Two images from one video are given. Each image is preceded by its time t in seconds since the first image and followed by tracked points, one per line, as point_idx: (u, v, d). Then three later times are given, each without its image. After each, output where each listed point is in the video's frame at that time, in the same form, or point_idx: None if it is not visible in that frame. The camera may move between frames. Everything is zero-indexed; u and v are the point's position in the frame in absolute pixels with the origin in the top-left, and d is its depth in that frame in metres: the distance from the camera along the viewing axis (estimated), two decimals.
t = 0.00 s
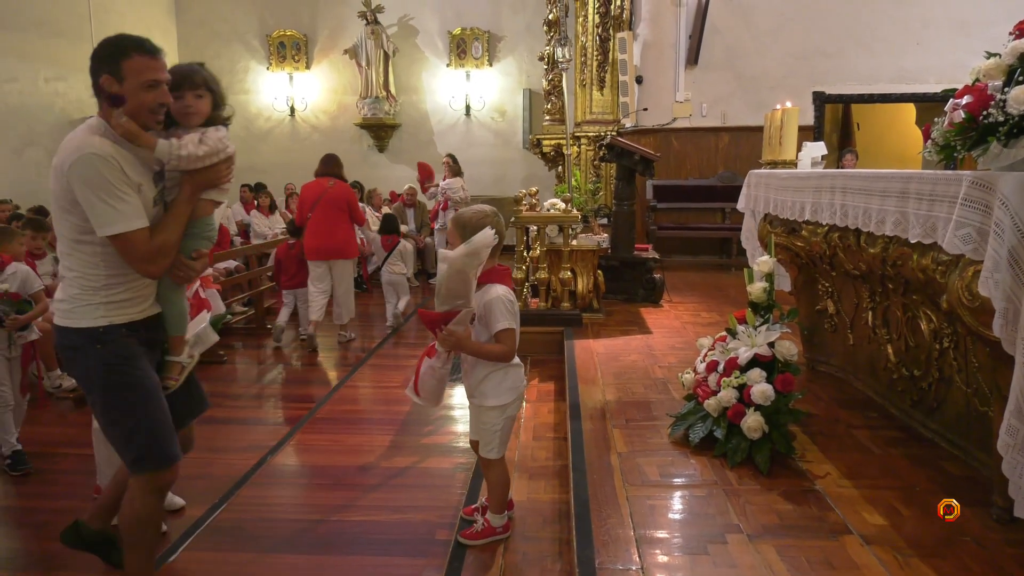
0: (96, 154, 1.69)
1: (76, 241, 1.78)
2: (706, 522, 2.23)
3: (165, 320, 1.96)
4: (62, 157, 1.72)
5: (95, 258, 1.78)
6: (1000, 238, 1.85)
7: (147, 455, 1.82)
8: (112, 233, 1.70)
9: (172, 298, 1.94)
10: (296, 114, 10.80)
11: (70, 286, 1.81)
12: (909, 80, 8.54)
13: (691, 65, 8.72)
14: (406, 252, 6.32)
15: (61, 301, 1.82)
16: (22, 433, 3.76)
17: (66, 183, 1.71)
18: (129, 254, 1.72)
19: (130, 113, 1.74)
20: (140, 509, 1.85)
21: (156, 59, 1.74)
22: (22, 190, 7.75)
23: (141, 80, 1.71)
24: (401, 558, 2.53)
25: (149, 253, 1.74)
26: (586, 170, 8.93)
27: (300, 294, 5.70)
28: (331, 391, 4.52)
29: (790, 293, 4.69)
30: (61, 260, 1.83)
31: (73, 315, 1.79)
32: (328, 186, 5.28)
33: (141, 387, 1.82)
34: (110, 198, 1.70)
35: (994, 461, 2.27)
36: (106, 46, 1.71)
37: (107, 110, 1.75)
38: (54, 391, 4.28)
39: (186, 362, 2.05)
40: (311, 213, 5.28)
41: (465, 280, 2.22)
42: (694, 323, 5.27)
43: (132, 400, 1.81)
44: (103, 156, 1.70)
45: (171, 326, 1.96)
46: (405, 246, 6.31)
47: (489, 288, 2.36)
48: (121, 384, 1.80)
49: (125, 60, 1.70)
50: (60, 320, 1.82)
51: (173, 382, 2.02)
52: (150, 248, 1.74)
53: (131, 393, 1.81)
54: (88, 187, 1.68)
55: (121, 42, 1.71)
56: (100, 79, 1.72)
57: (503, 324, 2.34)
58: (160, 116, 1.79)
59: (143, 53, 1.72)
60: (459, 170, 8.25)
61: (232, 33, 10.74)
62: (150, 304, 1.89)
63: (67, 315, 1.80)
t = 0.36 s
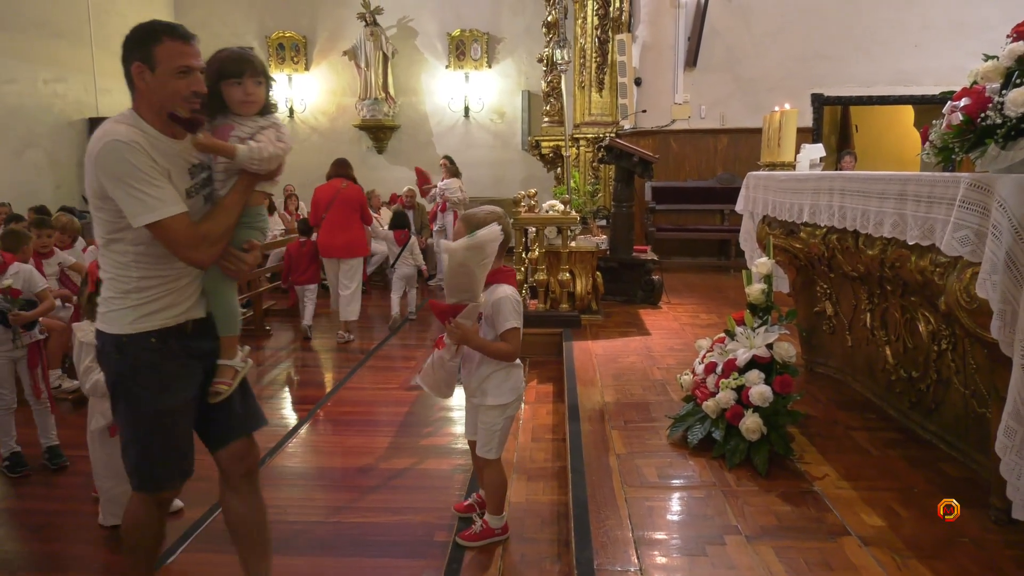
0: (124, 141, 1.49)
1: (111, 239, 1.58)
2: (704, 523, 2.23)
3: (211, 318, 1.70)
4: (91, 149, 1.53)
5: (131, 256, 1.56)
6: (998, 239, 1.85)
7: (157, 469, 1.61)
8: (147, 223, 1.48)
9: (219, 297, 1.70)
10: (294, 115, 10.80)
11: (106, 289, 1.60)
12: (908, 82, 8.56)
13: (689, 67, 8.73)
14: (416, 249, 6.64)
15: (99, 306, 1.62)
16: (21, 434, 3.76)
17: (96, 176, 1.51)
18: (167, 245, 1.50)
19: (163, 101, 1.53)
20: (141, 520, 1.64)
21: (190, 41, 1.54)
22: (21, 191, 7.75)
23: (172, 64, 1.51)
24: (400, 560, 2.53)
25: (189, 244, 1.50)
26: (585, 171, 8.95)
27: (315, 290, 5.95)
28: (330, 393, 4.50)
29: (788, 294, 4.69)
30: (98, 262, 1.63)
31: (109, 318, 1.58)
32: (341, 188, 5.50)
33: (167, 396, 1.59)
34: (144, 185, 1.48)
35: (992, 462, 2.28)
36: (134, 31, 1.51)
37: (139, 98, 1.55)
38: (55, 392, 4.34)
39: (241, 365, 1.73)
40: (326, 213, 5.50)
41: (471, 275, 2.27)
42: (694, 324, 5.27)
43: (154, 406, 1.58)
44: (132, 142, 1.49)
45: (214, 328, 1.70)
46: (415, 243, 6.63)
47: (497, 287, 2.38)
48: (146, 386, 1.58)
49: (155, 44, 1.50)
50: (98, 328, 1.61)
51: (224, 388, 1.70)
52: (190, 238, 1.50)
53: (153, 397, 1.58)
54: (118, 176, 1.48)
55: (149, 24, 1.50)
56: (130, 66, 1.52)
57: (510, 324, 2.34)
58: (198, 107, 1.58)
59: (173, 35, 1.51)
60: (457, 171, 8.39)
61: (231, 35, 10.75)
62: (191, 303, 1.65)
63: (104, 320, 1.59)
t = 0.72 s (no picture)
0: (222, 140, 1.42)
1: (196, 245, 1.51)
2: (700, 526, 2.24)
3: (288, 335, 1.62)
4: (183, 150, 1.47)
5: (216, 263, 1.49)
6: (990, 244, 1.87)
7: (206, 496, 1.52)
8: (241, 225, 1.41)
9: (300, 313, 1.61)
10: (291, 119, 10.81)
11: (188, 298, 1.53)
12: (902, 87, 8.60)
13: (685, 72, 8.77)
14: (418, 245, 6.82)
15: (179, 317, 1.54)
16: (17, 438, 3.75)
17: (188, 176, 1.45)
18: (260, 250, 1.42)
19: (254, 107, 1.47)
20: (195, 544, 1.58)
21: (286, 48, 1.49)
22: (16, 194, 7.73)
23: (265, 67, 1.45)
24: (396, 564, 2.53)
25: (282, 249, 1.42)
26: (581, 175, 8.96)
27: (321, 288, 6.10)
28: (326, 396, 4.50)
29: (783, 298, 4.71)
30: (179, 270, 1.56)
31: (193, 330, 1.51)
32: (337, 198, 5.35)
33: (218, 409, 1.52)
34: (239, 186, 1.41)
35: (986, 465, 2.29)
36: (230, 34, 1.47)
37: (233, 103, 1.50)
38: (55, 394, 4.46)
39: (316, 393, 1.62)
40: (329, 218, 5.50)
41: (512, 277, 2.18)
42: (689, 328, 5.29)
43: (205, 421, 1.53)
44: (229, 141, 1.43)
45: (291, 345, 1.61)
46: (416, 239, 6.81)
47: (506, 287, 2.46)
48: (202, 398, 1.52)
49: (247, 45, 1.44)
50: (177, 339, 1.53)
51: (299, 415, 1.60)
52: (283, 242, 1.42)
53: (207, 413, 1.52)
54: (215, 176, 1.42)
55: (245, 29, 1.46)
56: (223, 71, 1.47)
57: (517, 324, 2.45)
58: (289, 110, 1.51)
59: (273, 40, 1.47)
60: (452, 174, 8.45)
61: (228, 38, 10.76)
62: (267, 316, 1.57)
63: (186, 332, 1.52)
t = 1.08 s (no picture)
0: (307, 143, 1.43)
1: (262, 245, 1.52)
2: (692, 537, 2.25)
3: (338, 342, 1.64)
4: (258, 146, 1.47)
5: (281, 264, 1.51)
6: (976, 255, 1.89)
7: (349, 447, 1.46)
8: (313, 231, 1.42)
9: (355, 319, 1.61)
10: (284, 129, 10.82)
11: (245, 296, 1.53)
12: (890, 100, 8.71)
13: (676, 84, 8.87)
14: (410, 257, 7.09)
15: (232, 315, 1.54)
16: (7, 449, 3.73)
17: (264, 175, 1.45)
18: (329, 256, 1.43)
19: (324, 107, 1.48)
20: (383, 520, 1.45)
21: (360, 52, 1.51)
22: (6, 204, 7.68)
23: (337, 66, 1.47)
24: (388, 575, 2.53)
25: (353, 258, 1.43)
26: (574, 186, 8.98)
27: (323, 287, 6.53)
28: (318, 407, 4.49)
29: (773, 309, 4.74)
30: (235, 266, 1.56)
31: (250, 329, 1.51)
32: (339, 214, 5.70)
33: (315, 379, 1.50)
34: (314, 191, 1.42)
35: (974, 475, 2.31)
36: (307, 30, 1.48)
37: (304, 102, 1.52)
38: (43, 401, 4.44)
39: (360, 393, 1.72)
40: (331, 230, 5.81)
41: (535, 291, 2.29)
42: (681, 339, 5.31)
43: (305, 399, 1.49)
44: (310, 145, 1.43)
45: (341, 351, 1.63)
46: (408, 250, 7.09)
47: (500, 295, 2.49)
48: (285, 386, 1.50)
49: (322, 45, 1.46)
50: (229, 337, 1.53)
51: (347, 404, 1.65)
52: (352, 250, 1.43)
53: (304, 387, 1.49)
54: (291, 178, 1.42)
55: (318, 24, 1.48)
56: (295, 69, 1.49)
57: (518, 330, 2.47)
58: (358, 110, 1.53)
59: (350, 42, 1.49)
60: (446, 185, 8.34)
61: (222, 49, 10.78)
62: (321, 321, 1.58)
63: (242, 330, 1.51)
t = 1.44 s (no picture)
0: (393, 164, 1.35)
1: (323, 265, 1.42)
2: (676, 545, 2.26)
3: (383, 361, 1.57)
4: (334, 159, 1.37)
5: (341, 286, 1.42)
6: (952, 266, 1.94)
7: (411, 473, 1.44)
8: (392, 257, 1.35)
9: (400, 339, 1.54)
10: (269, 140, 10.79)
11: (300, 317, 1.43)
12: (870, 112, 8.84)
13: (660, 96, 8.96)
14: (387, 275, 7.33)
15: (284, 336, 1.43)
16: None
17: (342, 193, 1.35)
18: (401, 282, 1.37)
19: (400, 119, 1.43)
20: (449, 547, 1.46)
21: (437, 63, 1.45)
22: None
23: (418, 77, 1.41)
24: None
25: (424, 284, 1.38)
26: (559, 198, 9.01)
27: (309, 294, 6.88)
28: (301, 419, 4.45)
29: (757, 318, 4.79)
30: (288, 284, 1.45)
31: (306, 353, 1.42)
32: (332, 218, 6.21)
33: (385, 409, 1.44)
34: (396, 214, 1.35)
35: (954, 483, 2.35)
36: (384, 38, 1.42)
37: (373, 110, 1.45)
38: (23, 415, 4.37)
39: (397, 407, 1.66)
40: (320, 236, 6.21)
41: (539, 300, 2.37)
42: (666, 348, 5.35)
43: (374, 429, 1.43)
44: (395, 165, 1.35)
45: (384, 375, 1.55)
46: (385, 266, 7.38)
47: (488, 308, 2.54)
48: (350, 416, 1.43)
49: (402, 56, 1.41)
50: (281, 359, 1.43)
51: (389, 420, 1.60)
52: (424, 276, 1.38)
53: (371, 417, 1.43)
54: (375, 200, 1.33)
55: (395, 32, 1.42)
56: (369, 79, 1.42)
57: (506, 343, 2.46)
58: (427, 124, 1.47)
59: (427, 53, 1.43)
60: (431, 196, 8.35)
61: (206, 59, 10.75)
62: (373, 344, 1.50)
63: (297, 355, 1.42)
